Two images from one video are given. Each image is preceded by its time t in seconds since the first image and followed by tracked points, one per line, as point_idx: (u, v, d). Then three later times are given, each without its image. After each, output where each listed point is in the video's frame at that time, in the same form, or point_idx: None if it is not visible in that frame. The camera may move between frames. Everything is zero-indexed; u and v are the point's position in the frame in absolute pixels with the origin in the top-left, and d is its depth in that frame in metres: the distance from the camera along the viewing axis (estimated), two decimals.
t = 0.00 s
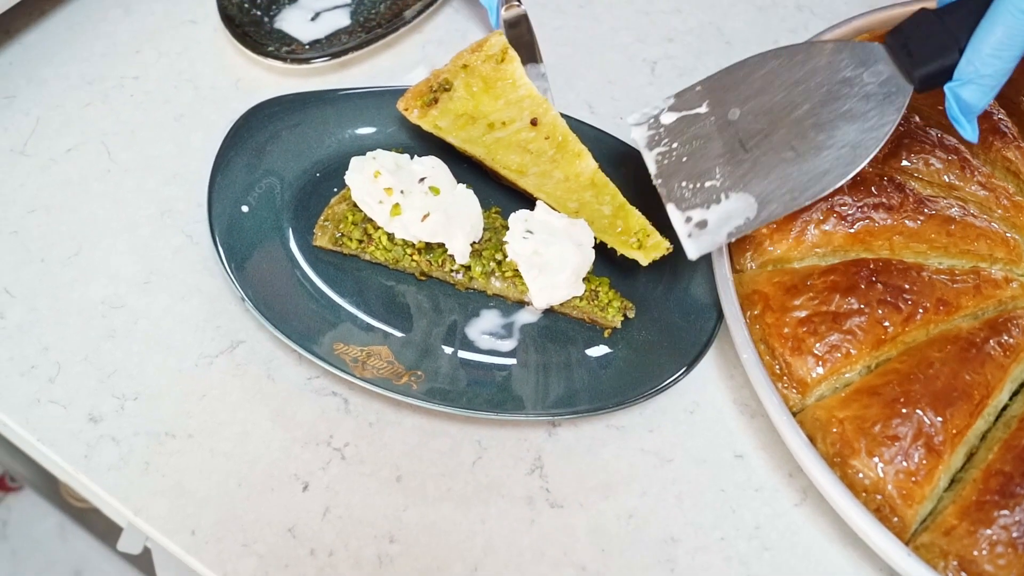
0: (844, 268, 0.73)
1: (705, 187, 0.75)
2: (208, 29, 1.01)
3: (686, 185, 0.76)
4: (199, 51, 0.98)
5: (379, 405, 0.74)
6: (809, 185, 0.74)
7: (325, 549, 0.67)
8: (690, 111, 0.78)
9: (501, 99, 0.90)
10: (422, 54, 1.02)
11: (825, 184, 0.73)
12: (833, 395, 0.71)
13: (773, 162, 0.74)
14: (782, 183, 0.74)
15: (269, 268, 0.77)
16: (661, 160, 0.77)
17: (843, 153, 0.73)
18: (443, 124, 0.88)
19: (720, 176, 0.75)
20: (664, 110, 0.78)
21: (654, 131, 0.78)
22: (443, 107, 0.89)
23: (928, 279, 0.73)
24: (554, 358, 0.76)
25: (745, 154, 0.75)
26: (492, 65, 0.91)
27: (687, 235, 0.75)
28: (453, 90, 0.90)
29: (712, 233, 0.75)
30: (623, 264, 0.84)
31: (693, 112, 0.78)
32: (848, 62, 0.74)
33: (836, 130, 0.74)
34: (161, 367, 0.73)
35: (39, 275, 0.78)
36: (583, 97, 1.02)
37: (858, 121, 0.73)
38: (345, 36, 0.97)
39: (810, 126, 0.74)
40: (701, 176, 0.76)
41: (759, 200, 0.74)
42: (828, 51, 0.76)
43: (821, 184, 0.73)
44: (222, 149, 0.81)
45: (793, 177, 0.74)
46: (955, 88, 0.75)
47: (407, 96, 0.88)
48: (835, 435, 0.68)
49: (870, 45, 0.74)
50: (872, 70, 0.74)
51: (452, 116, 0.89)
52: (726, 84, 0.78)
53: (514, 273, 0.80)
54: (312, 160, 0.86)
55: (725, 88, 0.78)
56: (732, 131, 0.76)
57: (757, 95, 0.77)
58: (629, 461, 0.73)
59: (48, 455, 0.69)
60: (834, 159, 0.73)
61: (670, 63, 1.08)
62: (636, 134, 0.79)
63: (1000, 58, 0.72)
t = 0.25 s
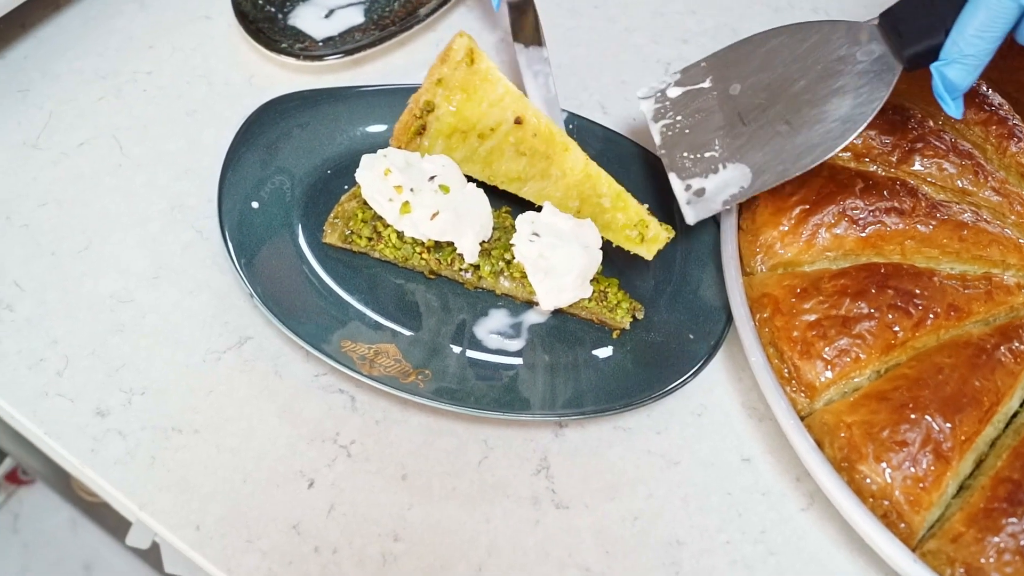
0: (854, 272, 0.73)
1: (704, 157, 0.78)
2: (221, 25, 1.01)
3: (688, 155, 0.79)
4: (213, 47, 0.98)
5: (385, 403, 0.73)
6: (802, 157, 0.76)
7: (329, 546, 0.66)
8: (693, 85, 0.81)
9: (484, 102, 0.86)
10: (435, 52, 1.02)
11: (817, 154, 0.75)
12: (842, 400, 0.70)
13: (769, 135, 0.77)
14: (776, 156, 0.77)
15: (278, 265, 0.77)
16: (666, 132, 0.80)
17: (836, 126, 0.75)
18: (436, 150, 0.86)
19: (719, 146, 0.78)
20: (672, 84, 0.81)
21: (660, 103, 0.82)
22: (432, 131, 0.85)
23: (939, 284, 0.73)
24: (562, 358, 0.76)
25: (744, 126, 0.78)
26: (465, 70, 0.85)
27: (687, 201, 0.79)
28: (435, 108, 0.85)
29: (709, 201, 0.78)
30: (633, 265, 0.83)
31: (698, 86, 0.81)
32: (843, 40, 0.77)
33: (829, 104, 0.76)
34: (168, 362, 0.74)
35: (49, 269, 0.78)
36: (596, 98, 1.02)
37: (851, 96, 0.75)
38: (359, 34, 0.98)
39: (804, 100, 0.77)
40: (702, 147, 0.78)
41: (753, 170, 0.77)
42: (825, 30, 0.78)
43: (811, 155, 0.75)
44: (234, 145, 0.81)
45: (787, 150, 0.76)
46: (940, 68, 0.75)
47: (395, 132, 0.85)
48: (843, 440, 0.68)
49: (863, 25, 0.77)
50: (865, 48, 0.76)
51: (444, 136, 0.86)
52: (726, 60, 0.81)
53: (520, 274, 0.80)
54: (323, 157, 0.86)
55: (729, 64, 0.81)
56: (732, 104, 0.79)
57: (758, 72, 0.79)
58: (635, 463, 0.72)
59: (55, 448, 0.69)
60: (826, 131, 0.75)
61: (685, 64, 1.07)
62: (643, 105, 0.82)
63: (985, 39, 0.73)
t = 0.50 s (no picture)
0: (863, 273, 0.73)
1: (678, 147, 0.82)
2: (233, 22, 1.00)
3: (661, 144, 0.82)
4: (224, 44, 0.98)
5: (393, 402, 0.73)
6: (770, 148, 0.79)
7: (336, 544, 0.67)
8: (670, 76, 0.85)
9: (481, 96, 0.85)
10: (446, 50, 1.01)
11: (785, 146, 0.79)
12: (851, 401, 0.70)
13: (740, 127, 0.81)
14: (746, 146, 0.80)
15: (286, 262, 0.77)
16: (643, 121, 0.83)
17: (805, 118, 0.79)
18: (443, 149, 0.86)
19: (692, 137, 0.81)
20: (650, 74, 0.85)
21: (639, 93, 0.85)
22: (436, 129, 0.86)
23: (949, 284, 0.72)
24: (570, 357, 0.76)
25: (717, 118, 0.81)
26: (457, 64, 0.85)
27: (660, 190, 0.82)
28: (435, 106, 0.85)
29: (680, 189, 0.82)
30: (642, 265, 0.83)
31: (676, 78, 0.84)
32: (816, 36, 0.81)
33: (799, 98, 0.80)
34: (178, 359, 0.74)
35: (58, 265, 0.79)
36: (607, 97, 1.01)
37: (820, 90, 0.79)
38: (370, 32, 0.97)
39: (775, 93, 0.81)
40: (676, 136, 0.82)
41: (724, 161, 0.80)
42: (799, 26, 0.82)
43: (779, 146, 0.79)
44: (243, 143, 0.82)
45: (757, 141, 0.80)
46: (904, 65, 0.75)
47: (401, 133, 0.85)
48: (851, 441, 0.68)
49: (835, 22, 0.80)
50: (835, 44, 0.80)
51: (449, 133, 0.86)
52: (702, 54, 0.85)
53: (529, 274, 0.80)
54: (332, 154, 0.86)
55: (705, 57, 0.85)
56: (707, 96, 0.83)
57: (733, 66, 0.84)
58: (642, 463, 0.72)
59: (63, 444, 0.70)
60: (794, 123, 0.79)
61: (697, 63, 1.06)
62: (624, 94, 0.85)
63: (948, 38, 0.73)
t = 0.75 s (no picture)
0: (876, 272, 0.73)
1: (642, 162, 0.84)
2: (248, 20, 1.01)
3: (626, 158, 0.84)
4: (239, 42, 0.99)
5: (405, 398, 0.74)
6: (732, 164, 0.80)
7: (348, 540, 0.67)
8: (636, 91, 0.88)
9: (482, 99, 0.84)
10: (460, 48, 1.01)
11: (744, 163, 0.80)
12: (863, 399, 0.70)
13: (702, 142, 0.82)
14: (708, 162, 0.82)
15: (299, 259, 0.78)
16: (609, 134, 0.86)
17: (766, 135, 0.80)
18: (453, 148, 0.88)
19: (655, 152, 0.83)
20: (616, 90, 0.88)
21: (607, 108, 0.88)
22: (446, 130, 0.87)
23: (962, 284, 0.72)
24: (581, 356, 0.76)
25: (680, 132, 0.83)
26: (456, 70, 0.85)
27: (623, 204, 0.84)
28: (442, 108, 0.86)
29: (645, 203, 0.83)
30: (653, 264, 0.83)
31: (641, 93, 0.87)
32: (779, 50, 0.81)
33: (760, 114, 0.80)
34: (191, 354, 0.74)
35: (73, 261, 0.79)
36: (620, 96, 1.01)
37: (780, 107, 0.80)
38: (383, 29, 0.98)
39: (738, 109, 0.82)
40: (640, 150, 0.84)
41: (686, 176, 0.82)
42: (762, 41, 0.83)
43: (739, 163, 0.80)
44: (257, 140, 0.82)
45: (719, 157, 0.81)
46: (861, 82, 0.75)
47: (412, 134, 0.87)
48: (863, 439, 0.68)
49: (797, 37, 0.80)
50: (795, 59, 0.80)
51: (457, 135, 0.87)
52: (669, 70, 0.87)
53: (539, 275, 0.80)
54: (345, 152, 0.87)
55: (671, 72, 0.87)
56: (671, 110, 0.85)
57: (698, 80, 0.85)
58: (654, 461, 0.73)
59: (76, 439, 0.70)
60: (755, 139, 0.80)
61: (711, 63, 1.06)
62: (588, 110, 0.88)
63: (904, 57, 0.73)
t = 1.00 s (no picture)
0: (889, 272, 0.73)
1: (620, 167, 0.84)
2: (264, 20, 1.01)
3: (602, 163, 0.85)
4: (255, 41, 0.99)
5: (421, 396, 0.74)
6: (709, 172, 0.82)
7: (365, 535, 0.67)
8: (613, 94, 0.88)
9: (489, 103, 0.84)
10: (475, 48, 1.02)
11: (722, 171, 0.81)
12: (877, 397, 0.71)
13: (679, 149, 0.83)
14: (685, 169, 0.83)
15: (316, 257, 0.78)
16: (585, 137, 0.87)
17: (743, 143, 0.81)
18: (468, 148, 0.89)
19: (634, 158, 0.84)
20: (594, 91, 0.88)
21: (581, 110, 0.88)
22: (461, 131, 0.88)
23: (975, 283, 0.73)
24: (596, 354, 0.77)
25: (658, 138, 0.84)
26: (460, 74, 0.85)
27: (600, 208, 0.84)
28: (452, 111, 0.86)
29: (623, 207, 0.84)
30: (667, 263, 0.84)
31: (617, 96, 0.87)
32: (755, 57, 0.83)
33: (738, 121, 0.82)
34: (209, 351, 0.74)
35: (90, 258, 0.79)
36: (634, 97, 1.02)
37: (757, 115, 0.81)
38: (400, 29, 0.98)
39: (715, 115, 0.83)
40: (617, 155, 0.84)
41: (663, 182, 0.83)
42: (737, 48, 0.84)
43: (716, 171, 0.81)
44: (274, 138, 0.82)
45: (696, 164, 0.82)
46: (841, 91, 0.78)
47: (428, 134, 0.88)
48: (877, 436, 0.69)
49: (774, 44, 0.82)
50: (772, 67, 0.82)
51: (472, 136, 0.88)
52: (643, 73, 0.87)
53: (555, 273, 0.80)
54: (362, 150, 0.87)
55: (646, 76, 0.87)
56: (648, 115, 0.85)
57: (673, 84, 0.86)
58: (668, 458, 0.73)
59: (94, 435, 0.70)
60: (732, 146, 0.82)
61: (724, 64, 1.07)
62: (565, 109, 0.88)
63: (880, 68, 0.76)
